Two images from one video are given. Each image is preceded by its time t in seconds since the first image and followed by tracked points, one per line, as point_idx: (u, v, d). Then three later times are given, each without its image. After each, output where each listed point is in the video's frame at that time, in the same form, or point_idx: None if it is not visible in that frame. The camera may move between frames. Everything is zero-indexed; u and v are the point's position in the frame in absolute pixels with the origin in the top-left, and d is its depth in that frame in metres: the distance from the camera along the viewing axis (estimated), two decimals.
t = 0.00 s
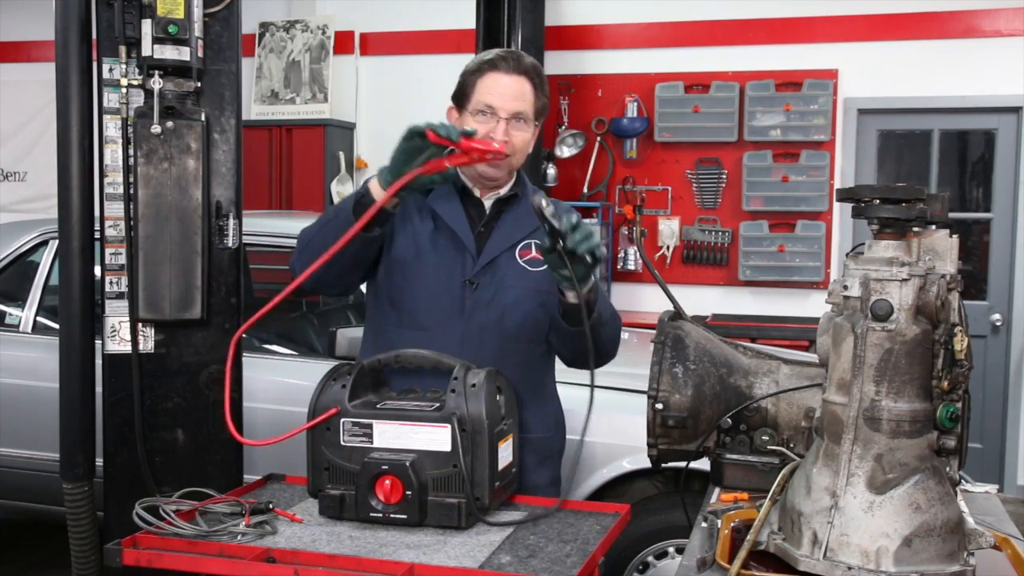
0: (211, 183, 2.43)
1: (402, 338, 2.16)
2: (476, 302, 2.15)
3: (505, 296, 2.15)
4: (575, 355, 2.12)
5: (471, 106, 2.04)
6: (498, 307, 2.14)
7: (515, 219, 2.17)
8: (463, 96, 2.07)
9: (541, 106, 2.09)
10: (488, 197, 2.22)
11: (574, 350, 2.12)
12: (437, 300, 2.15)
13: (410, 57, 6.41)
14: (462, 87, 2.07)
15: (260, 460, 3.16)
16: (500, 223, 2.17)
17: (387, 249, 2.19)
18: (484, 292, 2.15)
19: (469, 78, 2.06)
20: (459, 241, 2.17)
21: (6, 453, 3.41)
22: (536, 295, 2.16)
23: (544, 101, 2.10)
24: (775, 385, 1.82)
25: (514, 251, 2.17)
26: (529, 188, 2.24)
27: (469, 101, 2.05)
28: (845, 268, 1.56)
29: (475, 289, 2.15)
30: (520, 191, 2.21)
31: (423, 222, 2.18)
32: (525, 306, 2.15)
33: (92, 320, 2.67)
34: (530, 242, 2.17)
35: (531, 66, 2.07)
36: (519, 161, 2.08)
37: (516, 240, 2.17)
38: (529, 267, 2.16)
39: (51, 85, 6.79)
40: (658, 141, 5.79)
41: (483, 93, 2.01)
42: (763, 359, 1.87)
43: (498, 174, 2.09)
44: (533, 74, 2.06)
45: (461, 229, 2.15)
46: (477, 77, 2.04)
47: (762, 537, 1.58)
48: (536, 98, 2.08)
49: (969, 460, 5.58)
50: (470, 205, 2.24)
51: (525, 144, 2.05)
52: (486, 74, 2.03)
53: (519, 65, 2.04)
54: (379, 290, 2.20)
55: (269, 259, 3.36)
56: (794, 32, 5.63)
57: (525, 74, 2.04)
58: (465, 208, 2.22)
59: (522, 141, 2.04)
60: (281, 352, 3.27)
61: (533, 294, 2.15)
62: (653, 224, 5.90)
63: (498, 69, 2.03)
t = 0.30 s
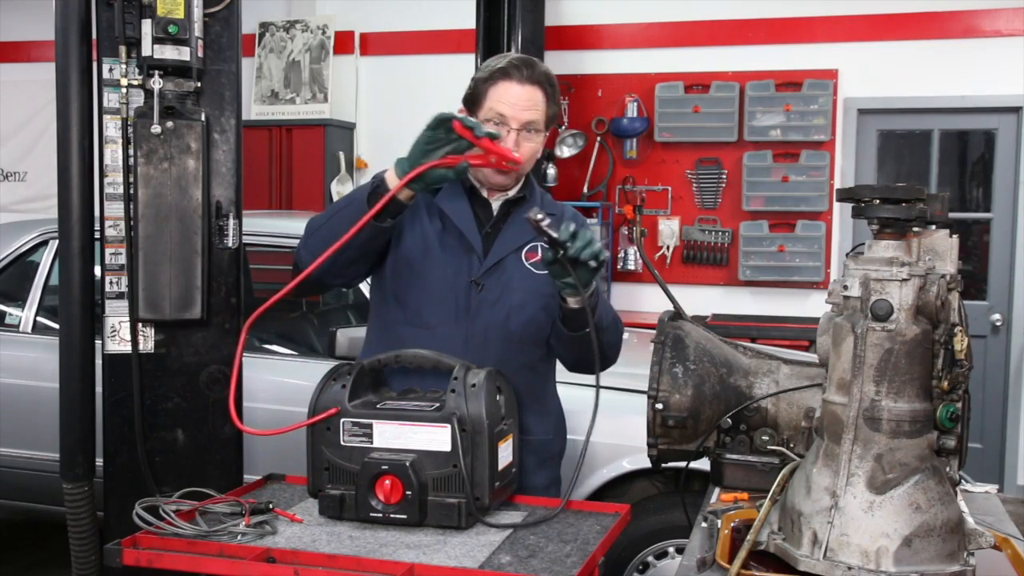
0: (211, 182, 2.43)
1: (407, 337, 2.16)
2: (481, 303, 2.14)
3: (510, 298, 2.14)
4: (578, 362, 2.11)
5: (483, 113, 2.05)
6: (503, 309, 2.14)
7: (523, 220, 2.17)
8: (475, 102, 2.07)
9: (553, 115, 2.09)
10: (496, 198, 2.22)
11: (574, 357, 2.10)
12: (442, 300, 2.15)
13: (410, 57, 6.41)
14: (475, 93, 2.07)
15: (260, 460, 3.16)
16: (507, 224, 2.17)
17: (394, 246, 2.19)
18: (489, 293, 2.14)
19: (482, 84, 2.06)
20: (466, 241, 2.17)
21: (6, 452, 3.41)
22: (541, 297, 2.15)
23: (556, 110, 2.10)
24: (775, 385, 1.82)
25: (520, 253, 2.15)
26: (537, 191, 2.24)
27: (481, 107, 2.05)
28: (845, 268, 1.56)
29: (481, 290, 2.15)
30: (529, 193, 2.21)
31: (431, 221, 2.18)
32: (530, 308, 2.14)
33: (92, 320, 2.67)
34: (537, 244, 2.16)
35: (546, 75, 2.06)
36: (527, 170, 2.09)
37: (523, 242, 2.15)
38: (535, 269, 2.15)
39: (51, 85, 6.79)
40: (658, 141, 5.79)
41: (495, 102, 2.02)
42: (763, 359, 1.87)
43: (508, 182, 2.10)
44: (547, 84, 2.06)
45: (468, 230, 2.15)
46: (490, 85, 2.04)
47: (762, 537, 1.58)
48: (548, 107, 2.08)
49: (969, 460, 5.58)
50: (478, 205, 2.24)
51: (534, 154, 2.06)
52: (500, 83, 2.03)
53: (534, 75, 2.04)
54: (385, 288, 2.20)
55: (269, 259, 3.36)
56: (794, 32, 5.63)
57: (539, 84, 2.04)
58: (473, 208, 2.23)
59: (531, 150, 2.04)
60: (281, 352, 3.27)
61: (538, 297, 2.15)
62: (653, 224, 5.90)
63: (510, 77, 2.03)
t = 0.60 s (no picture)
0: (211, 183, 2.43)
1: (408, 337, 2.16)
2: (484, 304, 2.14)
3: (513, 299, 2.15)
4: (579, 365, 2.10)
5: (488, 115, 2.05)
6: (506, 310, 2.14)
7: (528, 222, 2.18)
8: (481, 104, 2.07)
9: (558, 118, 2.10)
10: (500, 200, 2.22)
11: (574, 359, 2.07)
12: (445, 301, 2.15)
13: (410, 57, 6.41)
14: (481, 95, 2.07)
15: (260, 460, 3.16)
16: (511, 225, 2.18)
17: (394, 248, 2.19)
18: (492, 295, 2.15)
19: (488, 87, 2.06)
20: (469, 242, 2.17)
21: (6, 452, 3.41)
22: (544, 299, 2.16)
23: (560, 114, 2.11)
24: (775, 385, 1.82)
25: (524, 254, 2.17)
26: (541, 193, 2.25)
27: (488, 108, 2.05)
28: (845, 268, 1.56)
29: (484, 291, 2.15)
30: (532, 196, 2.21)
31: (435, 221, 2.19)
32: (532, 309, 2.15)
33: (92, 320, 2.67)
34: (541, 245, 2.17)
35: (552, 78, 2.07)
36: (530, 173, 2.10)
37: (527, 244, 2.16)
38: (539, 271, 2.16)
39: (51, 85, 6.79)
40: (658, 141, 5.79)
41: (502, 103, 2.02)
42: (763, 359, 1.87)
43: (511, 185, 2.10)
44: (553, 87, 2.07)
45: (472, 231, 2.16)
46: (497, 87, 2.04)
47: (762, 537, 1.59)
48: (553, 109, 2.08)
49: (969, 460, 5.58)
50: (482, 206, 2.24)
51: (537, 158, 2.07)
52: (508, 85, 2.03)
53: (541, 77, 2.04)
54: (387, 288, 2.20)
55: (267, 260, 3.36)
56: (794, 32, 5.63)
57: (544, 86, 2.04)
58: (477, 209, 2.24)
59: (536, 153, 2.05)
60: (281, 352, 3.26)
61: (541, 298, 2.15)
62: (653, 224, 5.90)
63: (516, 80, 2.03)
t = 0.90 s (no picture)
0: (211, 183, 2.43)
1: (408, 338, 2.16)
2: (483, 304, 2.14)
3: (512, 299, 2.15)
4: (578, 365, 2.10)
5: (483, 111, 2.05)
6: (505, 311, 2.14)
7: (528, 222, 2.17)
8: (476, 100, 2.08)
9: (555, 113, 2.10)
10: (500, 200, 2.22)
11: (572, 359, 2.06)
12: (444, 302, 2.15)
13: (410, 57, 6.42)
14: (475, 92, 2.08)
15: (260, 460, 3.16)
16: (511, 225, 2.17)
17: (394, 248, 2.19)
18: (491, 295, 2.14)
19: (482, 83, 2.06)
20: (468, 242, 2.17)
21: (6, 452, 3.41)
22: (544, 299, 2.15)
23: (558, 108, 2.11)
24: (775, 385, 1.82)
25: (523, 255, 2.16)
26: (541, 192, 2.25)
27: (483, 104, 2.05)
28: (845, 268, 1.56)
29: (483, 291, 2.15)
30: (532, 195, 2.22)
31: (434, 221, 2.19)
32: (532, 310, 2.15)
33: (92, 320, 2.67)
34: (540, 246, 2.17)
35: (548, 72, 2.07)
36: (529, 167, 2.09)
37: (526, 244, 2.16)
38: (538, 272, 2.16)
39: (51, 85, 6.79)
40: (658, 141, 5.79)
41: (496, 98, 2.02)
42: (763, 359, 1.87)
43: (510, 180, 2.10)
44: (549, 81, 2.07)
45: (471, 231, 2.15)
46: (490, 82, 2.04)
47: (762, 537, 1.59)
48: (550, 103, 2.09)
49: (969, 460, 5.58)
50: (482, 206, 2.24)
51: (535, 151, 2.06)
52: (501, 79, 2.03)
53: (535, 72, 2.04)
54: (387, 288, 2.20)
55: (267, 260, 3.36)
56: (794, 32, 5.63)
57: (539, 80, 2.05)
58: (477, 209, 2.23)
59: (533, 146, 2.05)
60: (281, 352, 3.26)
61: (540, 298, 2.15)
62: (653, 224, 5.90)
63: (510, 75, 2.03)
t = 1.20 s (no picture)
0: (211, 183, 2.43)
1: (406, 341, 2.16)
2: (481, 306, 2.14)
3: (510, 300, 2.15)
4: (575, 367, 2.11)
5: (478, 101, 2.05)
6: (503, 312, 2.15)
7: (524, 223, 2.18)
8: (472, 93, 2.08)
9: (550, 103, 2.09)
10: (496, 200, 2.21)
11: (571, 361, 2.07)
12: (442, 304, 2.15)
13: (410, 57, 6.42)
14: (471, 84, 2.08)
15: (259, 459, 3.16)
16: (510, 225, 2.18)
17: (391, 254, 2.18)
18: (489, 297, 2.15)
19: (477, 74, 2.07)
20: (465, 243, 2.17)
21: (6, 452, 3.41)
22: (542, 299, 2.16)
23: (553, 99, 2.10)
24: (775, 385, 1.82)
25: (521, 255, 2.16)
26: (539, 191, 2.24)
27: (477, 95, 2.05)
28: (845, 268, 1.56)
29: (480, 293, 2.15)
30: (530, 195, 2.21)
31: (430, 223, 2.18)
32: (530, 311, 2.15)
33: (92, 320, 2.67)
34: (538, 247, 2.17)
35: (541, 62, 2.07)
36: (526, 157, 2.07)
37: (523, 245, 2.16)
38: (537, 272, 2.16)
39: (52, 85, 6.79)
40: (658, 141, 5.79)
41: (490, 87, 2.02)
42: (763, 359, 1.87)
43: (508, 170, 2.08)
44: (542, 71, 2.06)
45: (469, 232, 2.15)
46: (485, 72, 2.05)
47: (762, 537, 1.59)
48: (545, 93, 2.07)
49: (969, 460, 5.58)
50: (479, 207, 2.23)
51: (531, 139, 2.04)
52: (495, 69, 2.03)
53: (529, 61, 2.05)
54: (384, 292, 2.19)
55: (266, 260, 3.35)
56: (794, 32, 5.63)
57: (533, 68, 2.05)
58: (474, 211, 2.22)
59: (528, 133, 2.03)
60: (281, 352, 3.26)
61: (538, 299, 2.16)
62: (653, 224, 5.90)
63: (504, 63, 2.03)
